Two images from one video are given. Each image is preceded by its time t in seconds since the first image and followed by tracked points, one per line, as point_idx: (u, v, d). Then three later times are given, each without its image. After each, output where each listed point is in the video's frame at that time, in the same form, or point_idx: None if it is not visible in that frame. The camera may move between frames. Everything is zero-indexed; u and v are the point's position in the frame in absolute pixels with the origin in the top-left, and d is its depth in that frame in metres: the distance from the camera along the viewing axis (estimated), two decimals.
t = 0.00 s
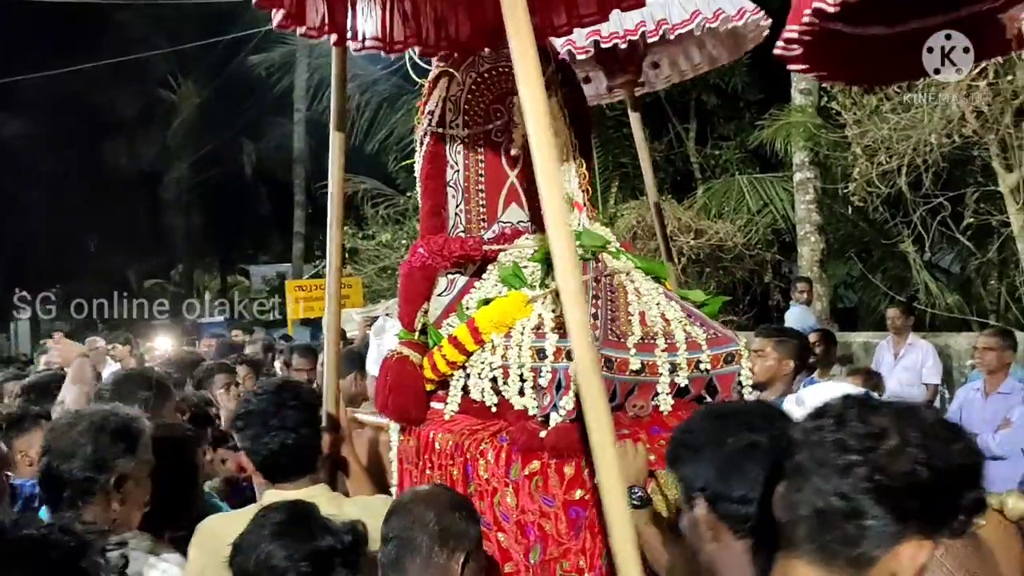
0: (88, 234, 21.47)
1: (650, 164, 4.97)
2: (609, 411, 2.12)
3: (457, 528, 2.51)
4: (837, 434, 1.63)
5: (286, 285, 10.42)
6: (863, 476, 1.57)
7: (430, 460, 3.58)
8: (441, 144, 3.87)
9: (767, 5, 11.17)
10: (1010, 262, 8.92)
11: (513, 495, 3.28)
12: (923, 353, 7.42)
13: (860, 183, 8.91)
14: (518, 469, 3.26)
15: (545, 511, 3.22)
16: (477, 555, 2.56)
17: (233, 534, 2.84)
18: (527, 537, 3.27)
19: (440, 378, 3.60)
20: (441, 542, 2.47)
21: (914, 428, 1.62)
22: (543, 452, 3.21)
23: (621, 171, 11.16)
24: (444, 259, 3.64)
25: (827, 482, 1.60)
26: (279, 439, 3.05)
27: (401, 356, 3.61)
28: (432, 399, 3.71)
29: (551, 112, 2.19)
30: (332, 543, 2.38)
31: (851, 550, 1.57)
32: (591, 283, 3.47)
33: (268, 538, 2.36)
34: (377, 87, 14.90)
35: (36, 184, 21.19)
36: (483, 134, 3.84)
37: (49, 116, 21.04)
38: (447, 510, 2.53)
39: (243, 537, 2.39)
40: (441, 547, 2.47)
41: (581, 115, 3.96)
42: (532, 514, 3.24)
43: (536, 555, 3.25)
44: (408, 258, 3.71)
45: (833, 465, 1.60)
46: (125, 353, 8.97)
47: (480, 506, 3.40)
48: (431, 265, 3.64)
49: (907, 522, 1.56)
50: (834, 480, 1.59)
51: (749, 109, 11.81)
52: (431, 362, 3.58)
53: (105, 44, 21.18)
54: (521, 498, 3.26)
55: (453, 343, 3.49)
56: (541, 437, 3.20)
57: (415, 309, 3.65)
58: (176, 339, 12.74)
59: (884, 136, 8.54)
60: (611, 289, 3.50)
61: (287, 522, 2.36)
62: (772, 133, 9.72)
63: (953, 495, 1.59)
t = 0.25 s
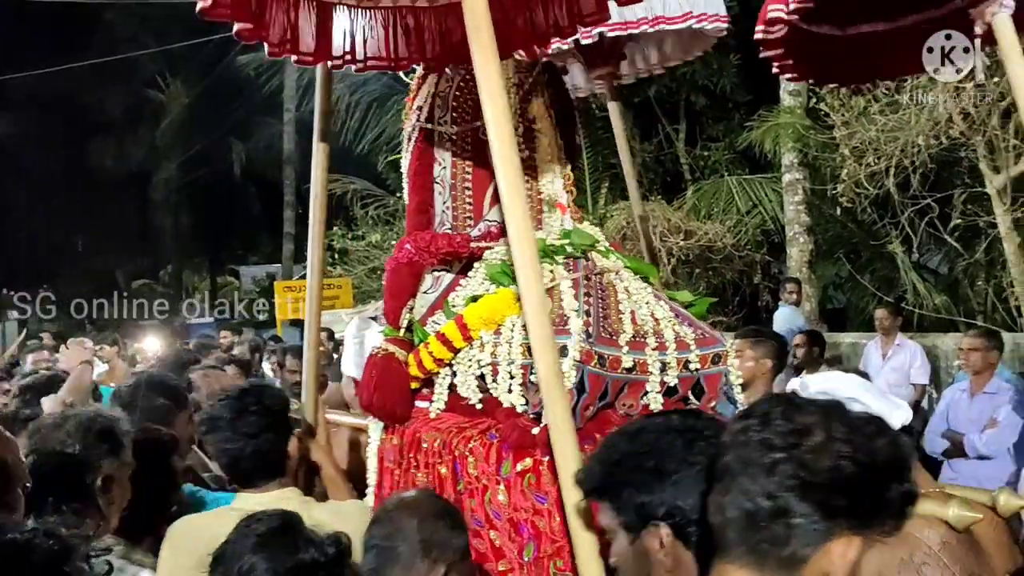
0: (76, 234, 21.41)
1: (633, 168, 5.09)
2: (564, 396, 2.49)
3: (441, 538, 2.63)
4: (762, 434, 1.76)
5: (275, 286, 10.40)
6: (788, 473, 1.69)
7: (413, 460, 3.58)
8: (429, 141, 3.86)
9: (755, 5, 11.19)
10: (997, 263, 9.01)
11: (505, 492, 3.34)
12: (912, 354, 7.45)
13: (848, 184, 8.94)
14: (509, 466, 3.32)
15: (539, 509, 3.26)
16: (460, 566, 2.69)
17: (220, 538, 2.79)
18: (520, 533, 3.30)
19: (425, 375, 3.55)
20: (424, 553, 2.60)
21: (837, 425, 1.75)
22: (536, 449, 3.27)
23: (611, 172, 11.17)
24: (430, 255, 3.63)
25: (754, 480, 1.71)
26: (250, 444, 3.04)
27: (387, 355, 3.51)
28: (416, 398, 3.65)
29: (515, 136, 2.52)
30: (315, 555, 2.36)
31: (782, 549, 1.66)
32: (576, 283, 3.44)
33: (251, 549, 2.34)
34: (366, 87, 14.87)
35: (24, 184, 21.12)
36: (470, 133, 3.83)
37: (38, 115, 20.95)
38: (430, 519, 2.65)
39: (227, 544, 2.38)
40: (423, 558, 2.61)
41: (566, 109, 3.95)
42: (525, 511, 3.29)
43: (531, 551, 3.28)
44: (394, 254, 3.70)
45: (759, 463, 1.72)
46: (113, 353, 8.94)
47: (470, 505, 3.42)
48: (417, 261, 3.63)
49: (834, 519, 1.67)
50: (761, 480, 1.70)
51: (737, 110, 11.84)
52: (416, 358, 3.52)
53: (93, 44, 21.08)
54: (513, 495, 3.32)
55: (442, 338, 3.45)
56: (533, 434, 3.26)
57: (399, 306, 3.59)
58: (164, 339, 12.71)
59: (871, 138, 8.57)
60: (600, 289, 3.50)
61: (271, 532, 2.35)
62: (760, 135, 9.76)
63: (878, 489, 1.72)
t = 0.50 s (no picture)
0: (67, 234, 21.38)
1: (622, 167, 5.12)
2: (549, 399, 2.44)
3: (395, 551, 2.57)
4: (730, 441, 1.76)
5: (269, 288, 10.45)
6: (757, 480, 1.68)
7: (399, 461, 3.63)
8: (419, 141, 3.86)
9: (746, 7, 11.22)
10: (988, 265, 9.05)
11: (491, 492, 3.30)
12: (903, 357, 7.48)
13: (840, 186, 8.96)
14: (495, 465, 3.27)
15: (524, 509, 3.21)
16: None
17: (206, 542, 2.92)
18: (506, 533, 3.27)
19: (413, 377, 3.60)
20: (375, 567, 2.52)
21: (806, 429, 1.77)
22: (523, 448, 3.23)
23: (603, 173, 11.22)
24: (419, 257, 3.65)
25: (725, 487, 1.71)
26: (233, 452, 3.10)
27: (375, 353, 3.59)
28: (403, 399, 3.73)
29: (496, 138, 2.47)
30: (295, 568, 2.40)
31: (756, 558, 1.69)
32: (565, 285, 3.45)
33: (231, 559, 2.38)
34: (360, 88, 14.87)
35: (16, 184, 21.14)
36: (460, 137, 3.83)
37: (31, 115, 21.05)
38: (383, 532, 2.58)
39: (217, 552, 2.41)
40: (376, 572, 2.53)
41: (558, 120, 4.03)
42: (510, 511, 3.24)
43: (518, 552, 3.22)
44: (384, 254, 3.76)
45: (727, 471, 1.72)
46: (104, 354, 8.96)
47: (455, 505, 3.44)
48: (406, 262, 3.67)
49: (807, 524, 1.68)
50: (731, 488, 1.71)
51: (730, 111, 11.86)
52: (404, 359, 3.58)
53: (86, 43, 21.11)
54: (500, 495, 3.27)
55: (430, 339, 3.48)
56: (520, 433, 3.24)
57: (388, 306, 3.71)
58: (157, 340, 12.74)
59: (863, 139, 8.60)
60: (589, 293, 3.51)
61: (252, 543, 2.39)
62: (753, 136, 9.77)
63: (849, 493, 1.74)
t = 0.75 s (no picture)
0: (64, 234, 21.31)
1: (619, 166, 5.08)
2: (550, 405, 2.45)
3: (372, 564, 2.36)
4: (765, 450, 1.73)
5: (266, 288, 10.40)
6: (790, 492, 1.67)
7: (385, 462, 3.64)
8: (414, 143, 3.88)
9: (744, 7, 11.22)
10: (985, 266, 9.07)
11: (476, 493, 3.36)
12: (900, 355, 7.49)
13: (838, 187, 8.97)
14: (482, 467, 3.35)
15: (511, 511, 3.31)
16: None
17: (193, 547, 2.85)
18: (491, 535, 3.33)
19: (403, 378, 3.62)
20: None
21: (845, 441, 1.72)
22: (510, 449, 3.33)
23: (601, 174, 11.17)
24: (411, 258, 3.61)
25: (756, 498, 1.71)
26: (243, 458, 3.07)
27: (366, 355, 3.60)
28: (393, 401, 3.72)
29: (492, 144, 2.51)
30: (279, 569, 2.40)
31: (790, 571, 1.67)
32: (558, 286, 3.40)
33: (215, 564, 2.37)
34: (357, 88, 14.84)
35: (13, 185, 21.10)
36: (455, 140, 3.86)
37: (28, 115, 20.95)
38: (359, 543, 2.37)
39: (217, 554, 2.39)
40: None
41: (555, 121, 4.05)
42: (497, 513, 3.32)
43: (500, 554, 3.30)
44: (377, 255, 3.71)
45: (761, 481, 1.70)
46: (101, 356, 8.93)
47: (441, 508, 3.45)
48: (399, 264, 3.64)
49: (844, 538, 1.66)
50: (763, 496, 1.70)
51: (728, 112, 11.84)
52: (394, 361, 3.58)
53: (82, 42, 21.05)
54: (485, 495, 3.35)
55: (419, 341, 3.48)
56: (508, 435, 3.32)
57: (381, 307, 3.68)
58: (154, 340, 12.71)
59: (860, 140, 8.61)
60: (583, 294, 3.46)
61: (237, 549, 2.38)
62: (751, 137, 9.78)
63: (889, 508, 1.70)
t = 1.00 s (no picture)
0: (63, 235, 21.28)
1: (617, 170, 5.07)
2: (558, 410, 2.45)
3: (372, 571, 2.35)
4: (843, 465, 1.65)
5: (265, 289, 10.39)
6: (873, 509, 1.57)
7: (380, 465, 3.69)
8: (406, 145, 3.92)
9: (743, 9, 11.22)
10: (982, 268, 9.07)
11: (466, 500, 3.33)
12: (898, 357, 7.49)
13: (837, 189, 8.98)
14: (473, 473, 3.32)
15: (499, 518, 3.26)
16: None
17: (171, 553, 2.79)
18: (479, 542, 3.29)
19: (396, 384, 3.61)
20: None
21: (927, 459, 1.62)
22: (499, 456, 3.29)
23: (600, 175, 11.14)
24: (403, 262, 3.67)
25: (834, 514, 1.62)
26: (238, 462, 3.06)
27: (359, 361, 3.63)
28: (388, 405, 3.74)
29: (500, 141, 2.52)
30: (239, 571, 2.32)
31: None
32: (548, 290, 3.52)
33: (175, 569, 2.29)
34: (356, 88, 14.84)
35: (11, 184, 21.03)
36: (448, 141, 3.92)
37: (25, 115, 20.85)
38: (357, 551, 2.36)
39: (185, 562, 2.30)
40: None
41: (547, 122, 4.00)
42: (486, 520, 3.28)
43: (488, 561, 3.26)
44: (369, 260, 3.77)
45: (841, 498, 1.62)
46: (99, 356, 8.92)
47: (431, 515, 3.43)
48: (391, 268, 3.68)
49: (926, 561, 1.55)
50: (843, 514, 1.61)
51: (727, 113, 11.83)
52: (387, 365, 3.59)
53: (81, 42, 21.00)
54: (475, 502, 3.31)
55: (412, 347, 3.50)
56: (498, 441, 3.29)
57: (374, 314, 3.71)
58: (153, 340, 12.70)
59: (859, 142, 8.61)
60: (572, 296, 3.57)
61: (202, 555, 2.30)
62: (750, 139, 9.77)
63: (972, 526, 1.58)
